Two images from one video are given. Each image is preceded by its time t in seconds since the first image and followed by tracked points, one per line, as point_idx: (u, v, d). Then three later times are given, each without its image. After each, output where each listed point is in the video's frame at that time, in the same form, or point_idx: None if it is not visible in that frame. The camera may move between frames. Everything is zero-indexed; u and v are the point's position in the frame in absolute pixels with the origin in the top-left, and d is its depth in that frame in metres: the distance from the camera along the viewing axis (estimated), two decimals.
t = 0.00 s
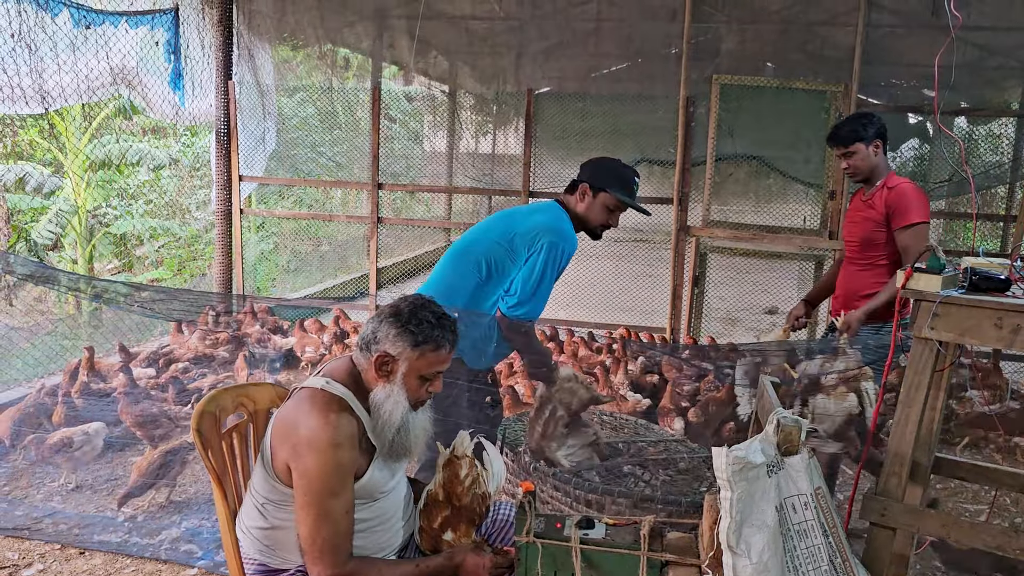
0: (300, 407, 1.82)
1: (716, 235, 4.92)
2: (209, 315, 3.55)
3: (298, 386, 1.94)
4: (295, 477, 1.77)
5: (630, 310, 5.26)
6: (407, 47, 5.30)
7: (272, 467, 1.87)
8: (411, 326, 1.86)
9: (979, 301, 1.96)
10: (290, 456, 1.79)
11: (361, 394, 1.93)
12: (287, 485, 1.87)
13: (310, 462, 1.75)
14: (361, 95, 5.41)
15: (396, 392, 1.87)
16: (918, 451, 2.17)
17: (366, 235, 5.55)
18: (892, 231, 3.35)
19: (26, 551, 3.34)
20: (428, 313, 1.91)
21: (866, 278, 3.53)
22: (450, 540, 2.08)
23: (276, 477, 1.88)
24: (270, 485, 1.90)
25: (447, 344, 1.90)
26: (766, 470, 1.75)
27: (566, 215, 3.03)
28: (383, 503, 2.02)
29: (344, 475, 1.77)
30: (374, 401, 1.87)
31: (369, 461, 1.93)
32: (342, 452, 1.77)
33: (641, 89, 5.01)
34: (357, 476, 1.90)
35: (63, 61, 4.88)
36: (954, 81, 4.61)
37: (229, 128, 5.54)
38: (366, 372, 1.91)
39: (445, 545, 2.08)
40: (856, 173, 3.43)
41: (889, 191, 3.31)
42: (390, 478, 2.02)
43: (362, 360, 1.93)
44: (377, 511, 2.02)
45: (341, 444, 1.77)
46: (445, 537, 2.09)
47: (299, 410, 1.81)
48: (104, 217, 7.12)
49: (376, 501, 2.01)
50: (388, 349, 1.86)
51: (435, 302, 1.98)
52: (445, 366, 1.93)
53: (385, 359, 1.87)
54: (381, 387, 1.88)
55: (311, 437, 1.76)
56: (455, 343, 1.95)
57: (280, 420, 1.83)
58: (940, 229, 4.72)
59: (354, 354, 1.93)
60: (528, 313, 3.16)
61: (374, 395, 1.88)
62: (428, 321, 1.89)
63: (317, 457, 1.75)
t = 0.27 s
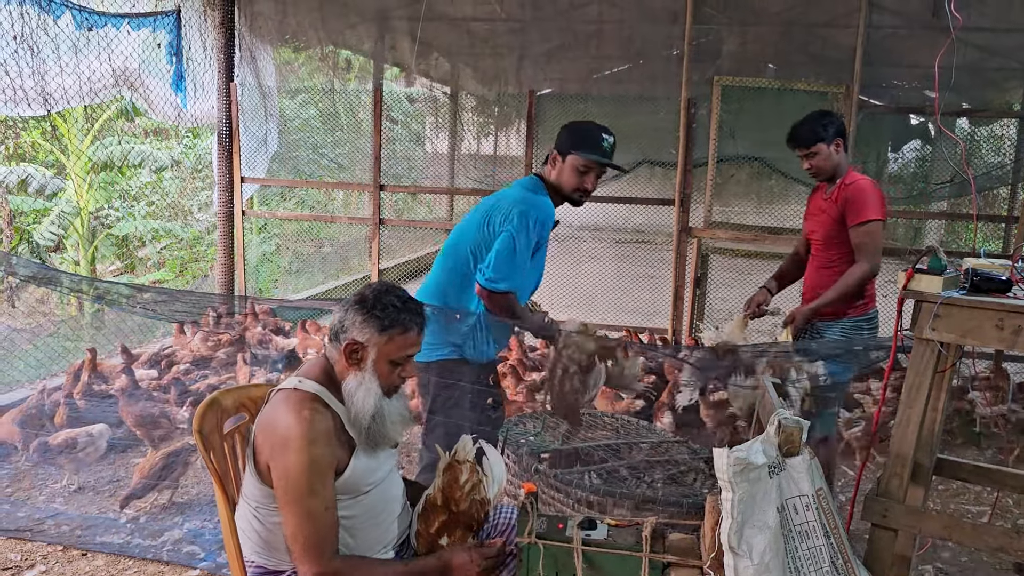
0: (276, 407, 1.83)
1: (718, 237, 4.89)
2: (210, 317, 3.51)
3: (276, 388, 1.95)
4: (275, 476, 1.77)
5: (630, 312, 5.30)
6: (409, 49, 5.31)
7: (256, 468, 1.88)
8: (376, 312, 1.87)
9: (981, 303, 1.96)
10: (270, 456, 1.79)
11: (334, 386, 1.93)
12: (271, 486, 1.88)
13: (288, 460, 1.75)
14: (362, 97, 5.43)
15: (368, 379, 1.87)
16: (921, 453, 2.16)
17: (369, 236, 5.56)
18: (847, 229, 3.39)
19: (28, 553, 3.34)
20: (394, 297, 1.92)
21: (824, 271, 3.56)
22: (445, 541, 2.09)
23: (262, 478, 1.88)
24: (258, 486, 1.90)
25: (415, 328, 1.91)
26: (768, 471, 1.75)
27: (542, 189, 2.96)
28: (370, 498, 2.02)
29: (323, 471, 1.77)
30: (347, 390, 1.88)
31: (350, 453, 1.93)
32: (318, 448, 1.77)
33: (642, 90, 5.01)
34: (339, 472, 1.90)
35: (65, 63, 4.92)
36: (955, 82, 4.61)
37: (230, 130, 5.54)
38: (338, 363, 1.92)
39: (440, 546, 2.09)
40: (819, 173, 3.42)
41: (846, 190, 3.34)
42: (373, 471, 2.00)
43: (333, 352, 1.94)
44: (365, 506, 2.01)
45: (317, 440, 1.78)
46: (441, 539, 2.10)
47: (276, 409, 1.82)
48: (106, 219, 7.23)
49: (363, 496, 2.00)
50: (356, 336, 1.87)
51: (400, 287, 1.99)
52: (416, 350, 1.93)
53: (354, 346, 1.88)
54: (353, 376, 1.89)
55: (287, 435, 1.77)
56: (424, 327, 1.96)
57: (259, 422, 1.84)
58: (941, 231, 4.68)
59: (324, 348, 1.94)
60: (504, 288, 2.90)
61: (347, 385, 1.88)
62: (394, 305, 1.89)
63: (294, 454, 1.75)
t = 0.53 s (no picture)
0: (273, 409, 1.82)
1: (720, 238, 4.87)
2: (209, 318, 3.53)
3: (272, 390, 1.94)
4: (271, 479, 1.77)
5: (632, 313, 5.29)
6: (410, 50, 5.30)
7: (254, 471, 1.88)
8: (367, 310, 1.86)
9: (982, 304, 1.95)
10: (266, 459, 1.79)
11: (328, 386, 1.92)
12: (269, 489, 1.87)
13: (284, 462, 1.75)
14: (364, 98, 5.43)
15: (362, 378, 1.87)
16: (923, 454, 2.16)
17: (371, 237, 5.58)
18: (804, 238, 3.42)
19: (30, 554, 3.22)
20: (385, 295, 1.90)
21: (785, 276, 3.57)
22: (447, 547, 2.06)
23: (260, 480, 1.88)
24: (257, 489, 1.89)
25: (408, 325, 1.90)
26: (771, 472, 1.75)
27: (511, 173, 2.81)
28: (369, 499, 2.01)
29: (319, 473, 1.76)
30: (342, 389, 1.87)
31: (348, 453, 1.93)
32: (314, 451, 1.77)
33: (643, 91, 5.00)
34: (337, 472, 1.90)
35: (66, 65, 4.90)
36: (957, 83, 4.60)
37: (231, 131, 5.55)
38: (332, 363, 1.91)
39: (442, 551, 2.06)
40: (780, 174, 3.42)
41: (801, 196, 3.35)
42: (371, 471, 2.00)
43: (327, 353, 1.93)
44: (363, 508, 2.00)
45: (313, 442, 1.77)
46: (442, 544, 2.06)
47: (272, 412, 1.82)
48: (107, 220, 7.26)
49: (362, 497, 1.99)
50: (349, 335, 1.86)
51: (393, 285, 1.98)
52: (410, 347, 1.92)
53: (348, 346, 1.87)
54: (347, 375, 1.88)
55: (283, 437, 1.76)
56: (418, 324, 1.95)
57: (255, 425, 1.84)
58: (943, 232, 4.71)
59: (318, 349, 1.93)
60: (495, 285, 2.81)
61: (341, 384, 1.88)
62: (385, 302, 1.88)
63: (291, 457, 1.74)
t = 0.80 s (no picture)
0: (278, 410, 1.82)
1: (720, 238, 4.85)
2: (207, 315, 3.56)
3: (277, 390, 1.94)
4: (278, 480, 1.77)
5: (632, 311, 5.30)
6: (410, 48, 5.31)
7: (259, 471, 1.88)
8: (376, 311, 1.86)
9: (984, 303, 1.95)
10: (273, 459, 1.79)
11: (335, 387, 1.92)
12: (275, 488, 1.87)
13: (291, 463, 1.75)
14: (363, 97, 5.42)
15: (369, 379, 1.86)
16: (924, 453, 2.15)
17: (370, 236, 5.54)
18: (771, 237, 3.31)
19: (29, 554, 3.27)
20: (393, 296, 1.91)
21: (754, 274, 3.48)
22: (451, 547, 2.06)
23: (265, 480, 1.88)
24: (261, 489, 1.89)
25: (415, 327, 1.90)
26: (771, 471, 1.75)
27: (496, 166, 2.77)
28: (375, 499, 2.01)
29: (326, 475, 1.76)
30: (348, 390, 1.87)
31: (354, 454, 1.92)
32: (322, 452, 1.76)
33: (643, 90, 5.00)
34: (343, 472, 1.90)
35: (66, 63, 4.92)
36: (958, 81, 4.60)
37: (231, 130, 5.53)
38: (339, 364, 1.90)
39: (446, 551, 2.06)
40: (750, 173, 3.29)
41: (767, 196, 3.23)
42: (378, 472, 2.00)
43: (334, 354, 1.92)
44: (369, 509, 2.01)
45: (320, 444, 1.77)
46: (446, 545, 2.05)
47: (278, 412, 1.82)
48: (106, 219, 7.25)
49: (367, 497, 1.99)
50: (356, 336, 1.86)
51: (399, 286, 1.98)
52: (417, 348, 1.92)
53: (355, 347, 1.86)
54: (354, 376, 1.87)
55: (290, 438, 1.76)
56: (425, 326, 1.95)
57: (261, 425, 1.84)
58: (943, 230, 4.71)
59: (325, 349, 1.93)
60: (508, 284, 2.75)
61: (348, 385, 1.87)
62: (393, 303, 1.88)
63: (298, 458, 1.74)
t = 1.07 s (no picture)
0: (282, 410, 1.82)
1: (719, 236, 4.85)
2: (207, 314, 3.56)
3: (280, 389, 1.93)
4: (283, 480, 1.77)
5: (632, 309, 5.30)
6: (408, 48, 5.28)
7: (262, 471, 1.87)
8: (382, 313, 1.85)
9: (984, 299, 1.94)
10: (277, 460, 1.79)
11: (339, 388, 1.91)
12: (279, 489, 1.87)
13: (296, 464, 1.75)
14: (362, 96, 5.42)
15: (373, 381, 1.86)
16: (924, 450, 2.16)
17: (369, 235, 5.54)
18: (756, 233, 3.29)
19: (30, 554, 3.23)
20: (398, 298, 1.90)
21: (738, 271, 3.46)
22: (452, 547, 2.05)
23: (268, 480, 1.87)
24: (263, 489, 1.89)
25: (420, 330, 1.89)
26: (771, 469, 1.74)
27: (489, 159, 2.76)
28: (378, 500, 2.01)
29: (331, 476, 1.76)
30: (352, 392, 1.86)
31: (358, 455, 1.92)
32: (327, 453, 1.76)
33: (642, 88, 5.00)
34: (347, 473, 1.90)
35: (63, 63, 4.92)
36: (958, 78, 4.59)
37: (230, 130, 5.53)
38: (343, 366, 1.90)
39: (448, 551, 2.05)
40: (738, 168, 3.29)
41: (753, 192, 3.22)
42: (382, 473, 1.99)
43: (338, 355, 1.91)
44: (371, 509, 2.00)
45: (325, 445, 1.76)
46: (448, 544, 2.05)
47: (282, 412, 1.81)
48: (106, 219, 7.14)
49: (370, 498, 1.99)
50: (361, 338, 1.85)
51: (406, 288, 1.97)
52: (422, 351, 1.91)
53: (360, 349, 1.86)
54: (358, 378, 1.87)
55: (295, 439, 1.75)
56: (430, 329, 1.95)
57: (264, 426, 1.83)
58: (942, 227, 4.71)
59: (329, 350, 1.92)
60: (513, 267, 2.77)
61: (352, 387, 1.87)
62: (398, 306, 1.87)
63: (303, 459, 1.74)
